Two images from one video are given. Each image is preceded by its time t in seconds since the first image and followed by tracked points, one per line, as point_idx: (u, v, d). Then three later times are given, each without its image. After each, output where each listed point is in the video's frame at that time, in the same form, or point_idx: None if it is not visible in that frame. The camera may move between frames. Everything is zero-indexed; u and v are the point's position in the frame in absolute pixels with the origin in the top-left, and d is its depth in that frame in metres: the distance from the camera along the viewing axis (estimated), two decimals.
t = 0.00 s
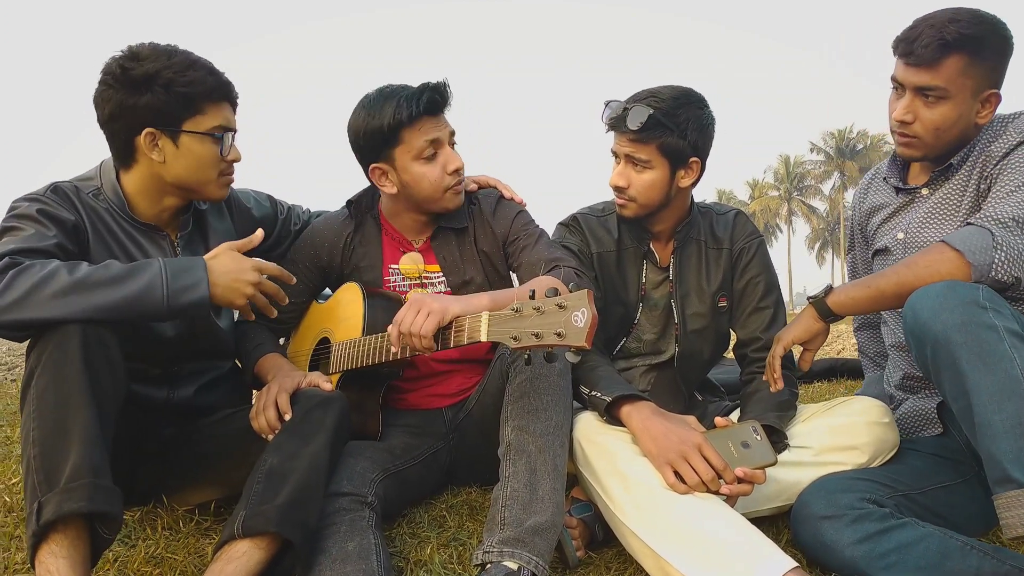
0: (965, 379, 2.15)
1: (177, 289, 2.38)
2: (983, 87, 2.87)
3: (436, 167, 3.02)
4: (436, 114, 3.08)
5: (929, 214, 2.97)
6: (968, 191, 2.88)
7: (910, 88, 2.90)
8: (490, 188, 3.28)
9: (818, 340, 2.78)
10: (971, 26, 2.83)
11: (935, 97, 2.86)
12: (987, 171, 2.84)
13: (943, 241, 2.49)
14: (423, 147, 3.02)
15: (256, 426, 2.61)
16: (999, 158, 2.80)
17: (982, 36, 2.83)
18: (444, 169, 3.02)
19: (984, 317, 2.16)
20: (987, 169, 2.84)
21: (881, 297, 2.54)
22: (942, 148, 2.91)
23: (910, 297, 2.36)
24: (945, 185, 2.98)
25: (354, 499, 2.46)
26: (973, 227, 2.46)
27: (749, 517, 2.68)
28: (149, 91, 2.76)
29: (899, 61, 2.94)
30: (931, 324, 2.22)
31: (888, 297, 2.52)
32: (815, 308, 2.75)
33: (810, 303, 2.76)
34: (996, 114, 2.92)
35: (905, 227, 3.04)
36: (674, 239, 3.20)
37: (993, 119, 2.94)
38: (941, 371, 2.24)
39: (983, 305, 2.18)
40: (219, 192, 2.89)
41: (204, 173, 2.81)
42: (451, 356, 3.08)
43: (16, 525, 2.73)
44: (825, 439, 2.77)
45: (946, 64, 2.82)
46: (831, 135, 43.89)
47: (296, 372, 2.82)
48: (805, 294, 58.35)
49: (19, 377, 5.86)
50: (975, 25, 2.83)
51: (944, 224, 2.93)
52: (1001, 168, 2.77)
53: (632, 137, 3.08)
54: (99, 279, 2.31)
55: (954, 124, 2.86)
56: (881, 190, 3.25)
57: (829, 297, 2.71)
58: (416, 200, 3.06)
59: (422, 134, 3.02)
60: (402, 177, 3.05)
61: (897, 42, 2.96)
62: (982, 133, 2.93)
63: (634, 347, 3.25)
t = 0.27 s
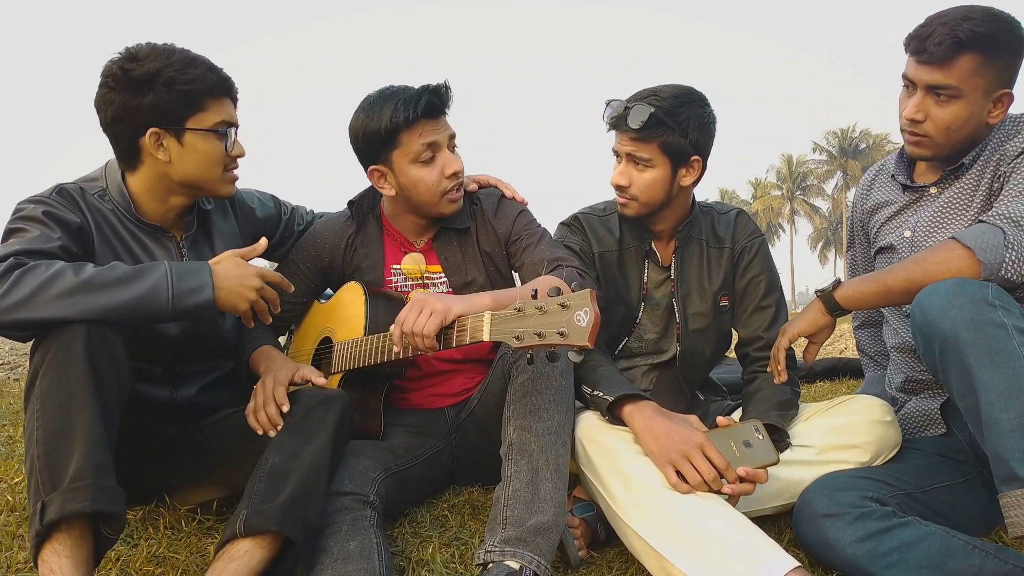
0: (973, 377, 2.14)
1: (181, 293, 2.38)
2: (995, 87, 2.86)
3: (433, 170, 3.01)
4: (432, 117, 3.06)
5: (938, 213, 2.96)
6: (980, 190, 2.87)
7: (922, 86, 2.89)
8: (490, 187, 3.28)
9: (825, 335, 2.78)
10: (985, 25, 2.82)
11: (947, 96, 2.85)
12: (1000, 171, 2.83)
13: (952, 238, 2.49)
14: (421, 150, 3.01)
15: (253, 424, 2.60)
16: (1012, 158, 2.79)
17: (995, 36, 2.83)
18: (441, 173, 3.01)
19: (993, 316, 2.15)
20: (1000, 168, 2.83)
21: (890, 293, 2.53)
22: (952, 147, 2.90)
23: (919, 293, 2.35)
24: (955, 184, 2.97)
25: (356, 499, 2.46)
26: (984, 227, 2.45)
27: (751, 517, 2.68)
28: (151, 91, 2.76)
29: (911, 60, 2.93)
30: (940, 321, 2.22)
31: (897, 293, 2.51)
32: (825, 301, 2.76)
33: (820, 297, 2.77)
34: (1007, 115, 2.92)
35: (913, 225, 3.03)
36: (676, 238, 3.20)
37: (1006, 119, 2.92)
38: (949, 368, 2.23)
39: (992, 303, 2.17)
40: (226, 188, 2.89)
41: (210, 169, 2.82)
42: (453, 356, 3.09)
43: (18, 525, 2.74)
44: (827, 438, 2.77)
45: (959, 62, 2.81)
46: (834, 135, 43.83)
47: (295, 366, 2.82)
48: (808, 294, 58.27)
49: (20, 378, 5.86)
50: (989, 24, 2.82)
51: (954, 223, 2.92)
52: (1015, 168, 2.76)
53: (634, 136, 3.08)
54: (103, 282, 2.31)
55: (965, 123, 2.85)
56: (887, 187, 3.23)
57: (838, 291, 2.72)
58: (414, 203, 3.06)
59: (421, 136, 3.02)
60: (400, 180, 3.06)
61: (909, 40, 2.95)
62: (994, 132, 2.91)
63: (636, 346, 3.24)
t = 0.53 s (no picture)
0: (975, 377, 2.14)
1: (181, 288, 2.38)
2: (998, 82, 2.85)
3: (424, 167, 3.00)
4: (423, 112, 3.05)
5: (941, 209, 2.96)
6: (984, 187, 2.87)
7: (924, 81, 2.89)
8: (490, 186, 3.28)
9: (828, 335, 2.79)
10: (988, 19, 2.81)
11: (949, 91, 2.84)
12: (1004, 167, 2.83)
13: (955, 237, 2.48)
14: (411, 147, 3.01)
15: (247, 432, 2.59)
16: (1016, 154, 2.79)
17: (1000, 30, 2.82)
18: (432, 171, 2.99)
19: (996, 316, 2.15)
20: (1005, 163, 2.83)
21: (892, 292, 2.53)
22: (954, 142, 2.89)
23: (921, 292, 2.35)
24: (957, 180, 2.97)
25: (356, 499, 2.46)
26: (986, 226, 2.45)
27: (751, 518, 2.68)
28: (158, 92, 2.76)
29: (914, 54, 2.93)
30: (943, 321, 2.21)
31: (901, 293, 2.51)
32: (826, 302, 2.76)
33: (822, 297, 2.77)
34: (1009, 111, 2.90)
35: (916, 221, 3.03)
36: (677, 239, 3.19)
37: (1008, 118, 2.94)
38: (950, 369, 2.23)
39: (995, 303, 2.17)
40: (232, 190, 2.89)
41: (217, 172, 2.82)
42: (453, 356, 3.09)
43: (19, 524, 2.74)
44: (828, 439, 2.76)
45: (961, 56, 2.81)
46: (834, 135, 43.82)
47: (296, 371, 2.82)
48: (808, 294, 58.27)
49: (20, 378, 5.86)
50: (993, 19, 2.82)
51: (957, 219, 2.92)
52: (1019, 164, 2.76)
53: (636, 136, 3.08)
54: (102, 280, 2.31)
55: (967, 118, 2.84)
56: (889, 183, 3.23)
57: (840, 292, 2.71)
58: (405, 201, 3.06)
59: (410, 133, 3.01)
60: (393, 178, 3.06)
61: (912, 35, 2.95)
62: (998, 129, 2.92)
63: (637, 346, 3.25)
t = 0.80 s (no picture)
0: (971, 378, 2.14)
1: (181, 292, 2.38)
2: (997, 82, 2.83)
3: (414, 169, 3.00)
4: (419, 115, 3.04)
5: (938, 210, 2.97)
6: (983, 188, 2.87)
7: (922, 82, 2.88)
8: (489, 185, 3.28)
9: (826, 334, 2.78)
10: (986, 19, 2.80)
11: (947, 92, 2.84)
12: (1003, 168, 2.82)
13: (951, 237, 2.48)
14: (401, 150, 3.01)
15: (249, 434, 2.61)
16: (1015, 155, 2.78)
17: (998, 30, 2.80)
18: (421, 173, 2.98)
19: (992, 317, 2.14)
20: (1003, 164, 2.82)
21: (887, 292, 2.52)
22: (953, 144, 2.88)
23: (918, 294, 2.34)
24: (955, 181, 2.96)
25: (355, 498, 2.46)
26: (984, 226, 2.44)
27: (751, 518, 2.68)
28: (152, 91, 2.76)
29: (911, 54, 2.92)
30: (939, 321, 2.21)
31: (896, 292, 2.50)
32: (824, 301, 2.75)
33: (819, 298, 2.77)
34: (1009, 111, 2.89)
35: (914, 222, 3.03)
36: (677, 238, 3.19)
37: (1009, 118, 2.91)
38: (946, 370, 2.22)
39: (990, 304, 2.16)
40: (228, 188, 2.89)
41: (213, 170, 2.82)
42: (452, 356, 3.09)
43: (19, 524, 2.74)
44: (827, 439, 2.76)
45: (959, 57, 2.80)
46: (836, 133, 43.74)
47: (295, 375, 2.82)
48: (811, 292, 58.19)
49: (20, 378, 5.86)
50: (991, 19, 2.81)
51: (954, 220, 2.93)
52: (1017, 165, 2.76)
53: (637, 134, 3.07)
54: (103, 281, 2.31)
55: (966, 119, 2.83)
56: (887, 182, 3.22)
57: (837, 291, 2.71)
58: (396, 202, 3.08)
59: (401, 135, 3.01)
60: (382, 178, 3.08)
61: (910, 36, 2.94)
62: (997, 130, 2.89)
63: (636, 346, 3.24)
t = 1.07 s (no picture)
0: (971, 378, 2.14)
1: (178, 289, 2.38)
2: (991, 84, 2.84)
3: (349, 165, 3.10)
4: (377, 109, 3.09)
5: (935, 213, 2.97)
6: (980, 189, 2.87)
7: (916, 83, 2.88)
8: (489, 186, 3.28)
9: (825, 338, 2.79)
10: (980, 21, 2.80)
11: (942, 93, 2.84)
12: (999, 169, 2.83)
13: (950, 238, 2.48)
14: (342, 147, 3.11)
15: (254, 435, 2.63)
16: (1010, 156, 2.79)
17: (991, 32, 2.81)
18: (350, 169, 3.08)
19: (992, 316, 2.15)
20: (1000, 164, 2.83)
21: (888, 295, 2.52)
22: (946, 145, 2.88)
23: (919, 294, 2.34)
24: (951, 183, 2.97)
25: (355, 499, 2.46)
26: (983, 227, 2.44)
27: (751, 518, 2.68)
28: (152, 90, 2.76)
29: (906, 56, 2.92)
30: (940, 322, 2.21)
31: (898, 293, 2.50)
32: (823, 304, 2.75)
33: (819, 300, 2.77)
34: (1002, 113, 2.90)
35: (911, 224, 3.03)
36: (677, 238, 3.19)
37: (1003, 119, 2.95)
38: (947, 369, 2.22)
39: (991, 304, 2.16)
40: (227, 189, 2.89)
41: (212, 171, 2.82)
42: (452, 356, 3.09)
43: (18, 524, 2.74)
44: (827, 440, 2.76)
45: (954, 58, 2.80)
46: (835, 133, 43.75)
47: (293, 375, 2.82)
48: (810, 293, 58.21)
49: (19, 378, 5.86)
50: (985, 20, 2.81)
51: (951, 221, 2.93)
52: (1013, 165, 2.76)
53: (637, 134, 3.07)
54: (99, 280, 2.31)
55: (960, 120, 2.83)
56: (882, 183, 3.22)
57: (836, 293, 2.71)
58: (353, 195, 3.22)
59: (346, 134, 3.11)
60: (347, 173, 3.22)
61: (904, 38, 2.94)
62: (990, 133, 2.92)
63: (636, 346, 3.24)
